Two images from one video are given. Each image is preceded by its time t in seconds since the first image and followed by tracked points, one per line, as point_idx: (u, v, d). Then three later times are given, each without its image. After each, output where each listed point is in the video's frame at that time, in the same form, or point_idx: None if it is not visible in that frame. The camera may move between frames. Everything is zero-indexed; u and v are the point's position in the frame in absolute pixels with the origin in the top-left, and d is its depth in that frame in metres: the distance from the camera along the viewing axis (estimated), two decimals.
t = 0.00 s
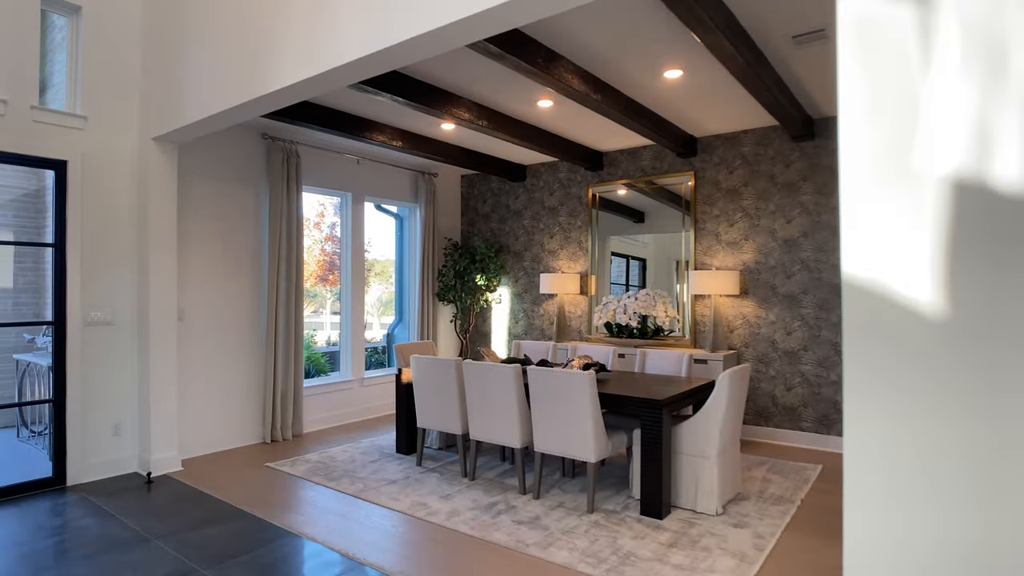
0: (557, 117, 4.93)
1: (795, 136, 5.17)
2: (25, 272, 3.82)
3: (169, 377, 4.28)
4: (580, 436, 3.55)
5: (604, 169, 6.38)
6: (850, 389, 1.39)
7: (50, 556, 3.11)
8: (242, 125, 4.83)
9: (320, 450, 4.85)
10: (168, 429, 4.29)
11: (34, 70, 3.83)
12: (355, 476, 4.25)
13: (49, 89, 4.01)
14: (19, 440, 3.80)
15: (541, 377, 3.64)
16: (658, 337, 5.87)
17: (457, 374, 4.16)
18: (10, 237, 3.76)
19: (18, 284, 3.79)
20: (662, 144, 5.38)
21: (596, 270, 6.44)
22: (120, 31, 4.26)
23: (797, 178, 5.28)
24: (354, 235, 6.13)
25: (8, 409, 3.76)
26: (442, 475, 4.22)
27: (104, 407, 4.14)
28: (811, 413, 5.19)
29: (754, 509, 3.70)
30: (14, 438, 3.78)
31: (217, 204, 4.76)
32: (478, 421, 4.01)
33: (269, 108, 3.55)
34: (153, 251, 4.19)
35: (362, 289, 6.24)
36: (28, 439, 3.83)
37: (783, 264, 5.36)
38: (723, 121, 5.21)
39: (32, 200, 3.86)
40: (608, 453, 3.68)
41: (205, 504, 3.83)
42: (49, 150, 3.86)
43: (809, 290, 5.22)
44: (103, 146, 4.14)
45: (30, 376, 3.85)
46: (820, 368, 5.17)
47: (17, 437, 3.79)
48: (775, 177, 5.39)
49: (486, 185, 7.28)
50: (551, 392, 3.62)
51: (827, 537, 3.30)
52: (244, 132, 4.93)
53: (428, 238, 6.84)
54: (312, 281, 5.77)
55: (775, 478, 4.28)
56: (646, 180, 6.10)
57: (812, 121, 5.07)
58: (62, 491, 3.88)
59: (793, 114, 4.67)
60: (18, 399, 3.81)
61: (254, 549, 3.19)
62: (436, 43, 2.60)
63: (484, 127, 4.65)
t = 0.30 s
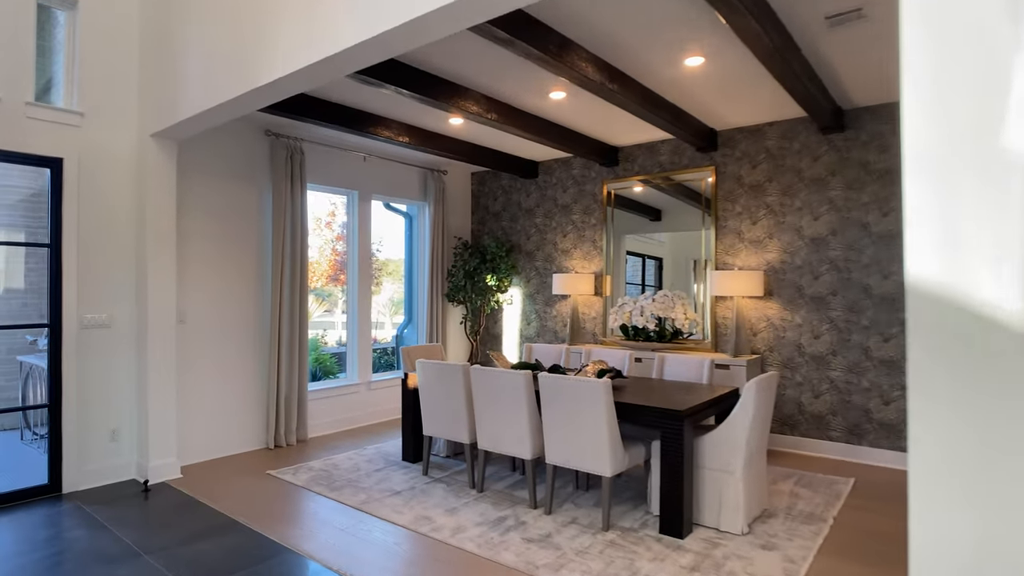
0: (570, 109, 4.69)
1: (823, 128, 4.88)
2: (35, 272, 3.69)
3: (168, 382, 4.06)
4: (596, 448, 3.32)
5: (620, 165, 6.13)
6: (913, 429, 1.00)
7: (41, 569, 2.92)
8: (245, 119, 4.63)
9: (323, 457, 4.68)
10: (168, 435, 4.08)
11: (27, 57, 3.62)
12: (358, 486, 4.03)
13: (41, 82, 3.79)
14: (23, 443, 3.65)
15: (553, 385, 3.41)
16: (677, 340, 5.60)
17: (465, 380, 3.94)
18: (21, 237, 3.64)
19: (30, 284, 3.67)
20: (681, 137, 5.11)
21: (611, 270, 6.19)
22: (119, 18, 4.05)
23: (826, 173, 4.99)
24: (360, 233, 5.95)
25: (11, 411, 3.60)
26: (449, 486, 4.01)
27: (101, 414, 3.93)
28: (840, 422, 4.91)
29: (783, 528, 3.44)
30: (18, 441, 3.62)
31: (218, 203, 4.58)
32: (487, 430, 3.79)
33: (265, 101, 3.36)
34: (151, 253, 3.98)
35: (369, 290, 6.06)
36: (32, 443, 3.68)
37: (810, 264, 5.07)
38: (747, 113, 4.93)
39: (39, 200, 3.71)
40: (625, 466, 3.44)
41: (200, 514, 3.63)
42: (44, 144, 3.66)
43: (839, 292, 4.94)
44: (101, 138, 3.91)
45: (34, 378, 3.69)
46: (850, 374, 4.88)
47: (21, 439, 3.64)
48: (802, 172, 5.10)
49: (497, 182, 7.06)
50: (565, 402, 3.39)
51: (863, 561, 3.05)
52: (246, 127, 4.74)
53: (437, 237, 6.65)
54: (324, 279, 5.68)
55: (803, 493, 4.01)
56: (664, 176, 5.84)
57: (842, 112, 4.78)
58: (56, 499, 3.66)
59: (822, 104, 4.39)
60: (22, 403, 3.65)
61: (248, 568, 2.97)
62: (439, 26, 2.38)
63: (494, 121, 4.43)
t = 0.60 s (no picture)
0: (586, 96, 4.45)
1: (855, 115, 4.60)
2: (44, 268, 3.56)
3: (167, 383, 3.89)
4: (614, 456, 3.08)
5: (638, 157, 5.87)
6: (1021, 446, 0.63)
7: None
8: (246, 109, 4.45)
9: (328, 461, 4.49)
10: (167, 437, 3.90)
11: (20, 41, 3.44)
12: (363, 493, 3.82)
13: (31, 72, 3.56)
14: (26, 444, 3.51)
15: (568, 388, 3.17)
16: (698, 341, 5.32)
17: (475, 382, 3.72)
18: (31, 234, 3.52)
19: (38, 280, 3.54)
20: (705, 126, 4.85)
21: (628, 267, 5.94)
22: None
23: (858, 163, 4.71)
24: (368, 230, 5.77)
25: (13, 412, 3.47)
26: (458, 494, 3.79)
27: (97, 416, 3.75)
28: (874, 428, 4.62)
29: (817, 543, 3.18)
30: (20, 442, 3.49)
31: (219, 197, 4.41)
32: (498, 436, 3.57)
33: (263, 88, 3.16)
34: (150, 248, 3.81)
35: (377, 288, 5.88)
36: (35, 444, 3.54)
37: (841, 260, 4.79)
38: (774, 100, 4.66)
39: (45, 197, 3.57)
40: (646, 476, 3.20)
41: (197, 519, 3.44)
42: (34, 136, 3.46)
43: (873, 289, 4.65)
44: (97, 128, 3.73)
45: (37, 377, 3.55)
46: (885, 377, 4.59)
47: (24, 440, 3.50)
48: (832, 163, 4.82)
49: (510, 177, 6.84)
50: (581, 406, 3.15)
51: None
52: (247, 118, 4.56)
53: (448, 234, 6.45)
54: (335, 279, 5.54)
55: (837, 505, 3.74)
56: (684, 169, 5.58)
57: (876, 99, 4.50)
58: (51, 504, 3.50)
59: (858, 88, 4.10)
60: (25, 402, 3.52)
61: None
62: None
63: (506, 109, 4.21)
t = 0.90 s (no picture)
0: (605, 87, 4.22)
1: (893, 106, 4.31)
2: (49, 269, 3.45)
3: (167, 389, 3.74)
4: (638, 472, 2.86)
5: (658, 152, 5.63)
6: None
7: None
8: (249, 104, 4.29)
9: (336, 470, 4.32)
10: (168, 445, 3.76)
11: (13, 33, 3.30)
12: (370, 505, 3.63)
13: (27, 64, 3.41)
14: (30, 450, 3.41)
15: (587, 398, 2.95)
16: (723, 346, 5.06)
17: (488, 390, 3.51)
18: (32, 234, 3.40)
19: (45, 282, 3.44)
20: (731, 118, 4.59)
21: (648, 268, 5.71)
22: None
23: (895, 157, 4.42)
24: (378, 230, 5.60)
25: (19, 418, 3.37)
26: (470, 507, 3.59)
27: (94, 424, 3.60)
28: (912, 439, 4.34)
29: (860, 568, 2.92)
30: (24, 448, 3.39)
31: (223, 195, 4.26)
32: (512, 447, 3.36)
33: (263, 78, 2.98)
34: (149, 248, 3.65)
35: (387, 290, 5.70)
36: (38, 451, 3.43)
37: (876, 259, 4.50)
38: (804, 90, 4.39)
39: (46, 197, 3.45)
40: (673, 493, 2.97)
41: (196, 533, 3.27)
42: (29, 131, 3.32)
43: (911, 291, 4.36)
44: (94, 124, 3.58)
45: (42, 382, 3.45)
46: (925, 384, 4.30)
47: (27, 446, 3.40)
48: (867, 157, 4.54)
49: (525, 175, 6.63)
50: (602, 418, 2.93)
51: None
52: (252, 113, 4.40)
53: (461, 233, 6.25)
54: (348, 280, 5.45)
55: (877, 524, 3.47)
56: (706, 164, 5.33)
57: (916, 88, 4.21)
58: (46, 515, 3.36)
59: (899, 76, 3.81)
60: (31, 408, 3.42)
61: None
62: None
63: (521, 101, 4.00)
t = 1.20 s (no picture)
0: (619, 75, 4.02)
1: (925, 94, 4.07)
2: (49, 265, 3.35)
3: (162, 391, 3.62)
4: (656, 484, 2.67)
5: (674, 145, 5.41)
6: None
7: None
8: (251, 95, 4.24)
9: (338, 476, 4.17)
10: (165, 450, 3.65)
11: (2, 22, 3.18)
12: (371, 515, 3.47)
13: (13, 51, 3.28)
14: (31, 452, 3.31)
15: (601, 404, 2.76)
16: (743, 347, 4.82)
17: (496, 394, 3.33)
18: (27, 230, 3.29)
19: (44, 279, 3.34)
20: (752, 109, 4.37)
21: (663, 265, 5.50)
22: None
23: (927, 147, 4.18)
24: (384, 227, 5.46)
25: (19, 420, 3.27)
26: (477, 518, 3.41)
27: (87, 428, 3.47)
28: (945, 446, 4.09)
29: None
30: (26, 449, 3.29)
31: (222, 191, 4.21)
32: (521, 455, 3.19)
33: (258, 65, 2.83)
34: (143, 246, 3.54)
35: (394, 288, 5.54)
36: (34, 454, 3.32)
37: (906, 256, 4.26)
38: (830, 77, 4.16)
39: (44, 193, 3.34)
40: (693, 506, 2.77)
41: (188, 543, 3.12)
42: (19, 123, 3.21)
43: (944, 290, 4.11)
44: (87, 116, 3.46)
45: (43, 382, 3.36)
46: (959, 388, 4.05)
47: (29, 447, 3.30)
48: (896, 148, 4.30)
49: (536, 170, 6.44)
50: (617, 425, 2.74)
51: None
52: (253, 105, 4.37)
53: (470, 230, 6.08)
54: (359, 279, 5.35)
55: (912, 538, 3.24)
56: (724, 158, 5.12)
57: (950, 74, 3.97)
58: (36, 524, 3.23)
59: (934, 61, 3.57)
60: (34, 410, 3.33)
61: None
62: None
63: (532, 91, 3.82)
